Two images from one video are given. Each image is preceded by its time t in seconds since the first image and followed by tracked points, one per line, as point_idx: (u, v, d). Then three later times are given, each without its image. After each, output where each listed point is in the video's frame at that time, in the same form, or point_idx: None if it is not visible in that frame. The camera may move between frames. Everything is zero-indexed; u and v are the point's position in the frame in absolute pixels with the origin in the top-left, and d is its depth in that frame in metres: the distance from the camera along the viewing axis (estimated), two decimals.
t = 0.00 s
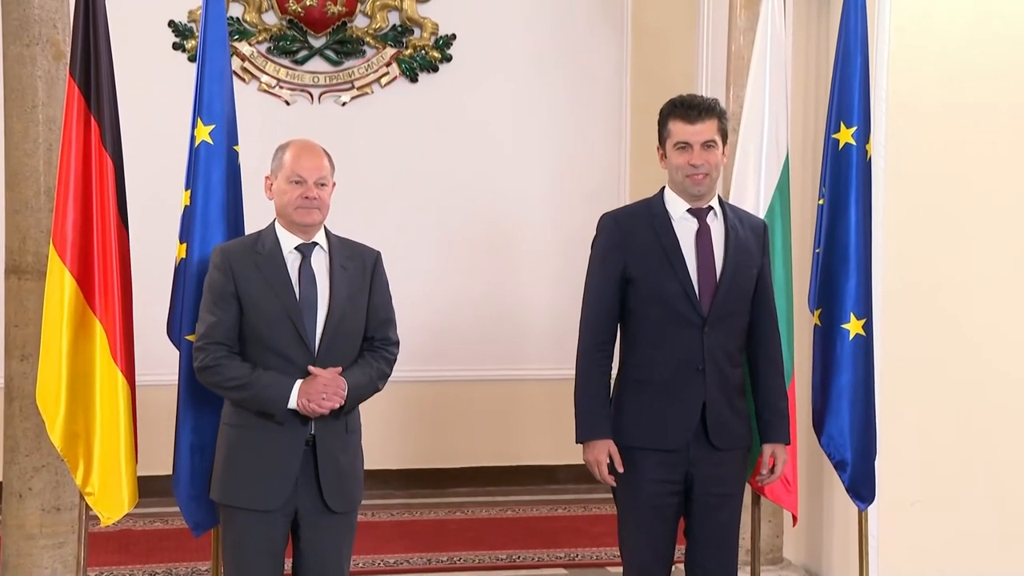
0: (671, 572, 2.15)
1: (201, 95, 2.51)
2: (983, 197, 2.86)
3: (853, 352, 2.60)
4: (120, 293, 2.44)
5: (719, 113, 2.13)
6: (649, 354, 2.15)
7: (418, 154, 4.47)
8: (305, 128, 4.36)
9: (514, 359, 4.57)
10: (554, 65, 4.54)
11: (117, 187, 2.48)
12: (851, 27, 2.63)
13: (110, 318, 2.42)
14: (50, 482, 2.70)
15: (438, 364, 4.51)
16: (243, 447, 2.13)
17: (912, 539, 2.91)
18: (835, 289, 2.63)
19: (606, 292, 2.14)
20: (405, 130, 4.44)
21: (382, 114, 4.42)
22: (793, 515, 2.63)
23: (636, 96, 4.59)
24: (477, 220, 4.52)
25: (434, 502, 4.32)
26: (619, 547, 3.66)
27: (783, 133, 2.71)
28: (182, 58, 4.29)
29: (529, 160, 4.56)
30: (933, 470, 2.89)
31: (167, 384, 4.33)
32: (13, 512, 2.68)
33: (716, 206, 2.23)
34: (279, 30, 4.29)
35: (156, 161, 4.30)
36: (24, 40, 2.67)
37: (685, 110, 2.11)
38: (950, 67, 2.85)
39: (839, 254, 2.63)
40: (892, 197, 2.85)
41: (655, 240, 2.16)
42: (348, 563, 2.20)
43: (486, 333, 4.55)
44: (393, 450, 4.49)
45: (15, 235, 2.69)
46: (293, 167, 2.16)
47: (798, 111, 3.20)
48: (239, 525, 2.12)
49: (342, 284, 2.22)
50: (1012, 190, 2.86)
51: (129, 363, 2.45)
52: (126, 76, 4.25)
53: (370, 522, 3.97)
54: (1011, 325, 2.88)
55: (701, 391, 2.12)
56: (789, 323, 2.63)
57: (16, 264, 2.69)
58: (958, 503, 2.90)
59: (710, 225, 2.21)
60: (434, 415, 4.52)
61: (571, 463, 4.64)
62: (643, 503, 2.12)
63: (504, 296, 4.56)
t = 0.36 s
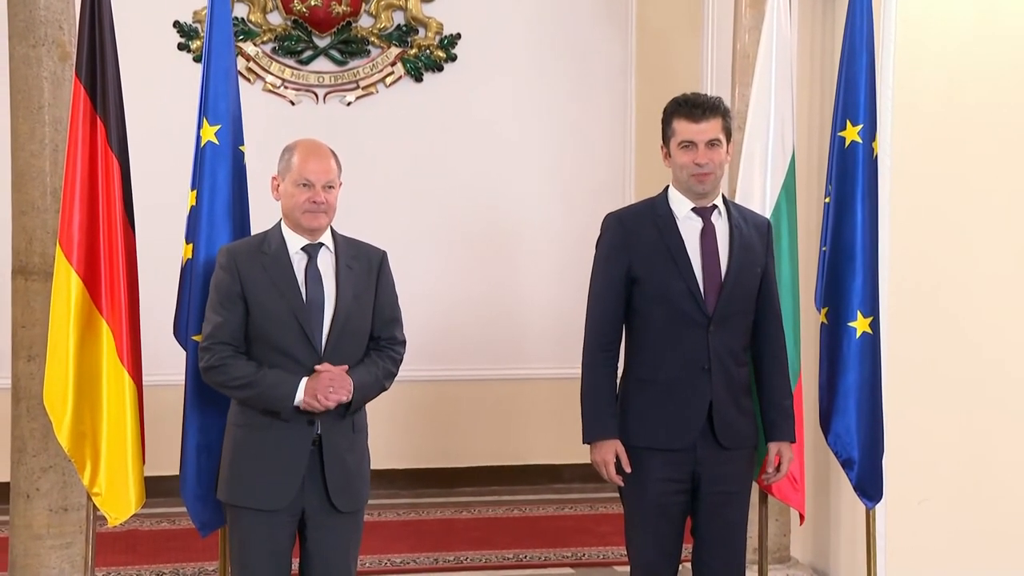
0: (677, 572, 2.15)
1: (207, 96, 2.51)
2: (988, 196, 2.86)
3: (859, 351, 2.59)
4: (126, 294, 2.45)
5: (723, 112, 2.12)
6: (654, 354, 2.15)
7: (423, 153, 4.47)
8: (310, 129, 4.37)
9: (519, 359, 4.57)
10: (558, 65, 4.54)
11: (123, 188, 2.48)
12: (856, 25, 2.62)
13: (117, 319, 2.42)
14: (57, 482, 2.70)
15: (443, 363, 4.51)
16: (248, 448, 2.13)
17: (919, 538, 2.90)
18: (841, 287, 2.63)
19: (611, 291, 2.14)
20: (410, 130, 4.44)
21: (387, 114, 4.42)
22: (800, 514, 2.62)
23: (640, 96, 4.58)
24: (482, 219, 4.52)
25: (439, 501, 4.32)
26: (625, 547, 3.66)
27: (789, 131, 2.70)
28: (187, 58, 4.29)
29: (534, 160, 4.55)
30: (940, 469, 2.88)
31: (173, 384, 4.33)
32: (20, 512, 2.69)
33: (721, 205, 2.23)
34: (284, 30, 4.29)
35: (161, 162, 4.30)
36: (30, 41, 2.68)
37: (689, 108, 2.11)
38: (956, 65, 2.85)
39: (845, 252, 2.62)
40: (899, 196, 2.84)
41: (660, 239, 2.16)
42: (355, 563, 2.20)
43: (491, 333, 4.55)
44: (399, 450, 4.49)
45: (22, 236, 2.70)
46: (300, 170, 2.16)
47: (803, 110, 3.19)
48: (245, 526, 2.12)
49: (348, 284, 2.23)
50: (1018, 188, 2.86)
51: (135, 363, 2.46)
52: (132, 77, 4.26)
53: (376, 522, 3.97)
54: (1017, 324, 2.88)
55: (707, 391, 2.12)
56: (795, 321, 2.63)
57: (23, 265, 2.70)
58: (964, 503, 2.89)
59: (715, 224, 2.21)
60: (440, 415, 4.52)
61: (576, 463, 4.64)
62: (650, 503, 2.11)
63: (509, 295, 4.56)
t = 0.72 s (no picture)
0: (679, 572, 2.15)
1: (208, 96, 2.51)
2: (991, 195, 2.86)
3: (861, 350, 2.59)
4: (127, 294, 2.44)
5: (724, 112, 2.12)
6: (655, 354, 2.15)
7: (424, 153, 4.47)
8: (311, 129, 4.37)
9: (520, 359, 4.57)
10: (559, 64, 4.54)
11: (123, 188, 2.48)
12: (858, 24, 2.62)
13: (118, 319, 2.42)
14: (58, 482, 2.70)
15: (444, 364, 4.51)
16: (249, 449, 2.13)
17: (921, 538, 2.90)
18: (842, 287, 2.63)
19: (612, 292, 2.14)
20: (410, 130, 4.44)
21: (388, 115, 4.42)
22: (801, 514, 2.62)
23: (641, 96, 4.58)
24: (483, 219, 4.52)
25: (440, 502, 4.32)
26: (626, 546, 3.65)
27: (791, 130, 2.70)
28: (188, 59, 4.29)
29: (534, 160, 4.55)
30: (941, 469, 2.88)
31: (174, 384, 4.33)
32: (21, 512, 2.69)
33: (722, 205, 2.22)
34: (285, 30, 4.29)
35: (162, 162, 4.30)
36: (31, 41, 2.67)
37: (690, 109, 2.11)
38: (957, 65, 2.85)
39: (847, 251, 2.62)
40: (900, 195, 2.85)
41: (661, 239, 2.16)
42: (356, 563, 2.20)
43: (492, 333, 4.55)
44: (399, 450, 4.49)
45: (23, 236, 2.70)
46: (302, 169, 2.16)
47: (805, 110, 3.19)
48: (246, 526, 2.12)
49: (349, 284, 2.23)
50: (1021, 187, 2.86)
51: (136, 363, 2.45)
52: (132, 77, 4.26)
53: (377, 522, 3.97)
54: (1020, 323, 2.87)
55: (709, 391, 2.12)
56: (797, 320, 2.63)
57: (24, 265, 2.70)
58: (966, 503, 2.89)
59: (717, 224, 2.21)
60: (441, 415, 4.52)
61: (577, 463, 4.64)
62: (651, 503, 2.11)
63: (510, 296, 4.56)
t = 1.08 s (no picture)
0: (675, 571, 2.15)
1: (203, 94, 2.50)
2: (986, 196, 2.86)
3: (856, 349, 2.60)
4: (122, 293, 2.44)
5: (721, 112, 2.13)
6: (651, 354, 2.15)
7: (419, 153, 4.46)
8: (306, 128, 4.36)
9: (516, 359, 4.57)
10: (555, 64, 4.54)
11: (119, 187, 2.47)
12: (853, 24, 2.63)
13: (113, 319, 2.42)
14: (52, 482, 2.70)
15: (440, 363, 4.51)
16: (244, 449, 2.13)
17: (915, 537, 2.91)
18: (838, 287, 2.63)
19: (608, 291, 2.14)
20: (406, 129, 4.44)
21: (384, 114, 4.42)
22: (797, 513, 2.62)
23: (637, 96, 4.59)
24: (478, 219, 4.52)
25: (436, 501, 4.31)
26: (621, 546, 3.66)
27: (787, 130, 2.71)
28: (183, 57, 4.28)
29: (530, 159, 4.55)
30: (935, 468, 2.89)
31: (168, 384, 4.32)
32: (15, 512, 2.68)
33: (718, 203, 2.23)
34: (281, 29, 4.28)
35: (157, 161, 4.29)
36: (25, 39, 2.67)
37: (687, 109, 2.11)
38: (952, 65, 2.85)
39: (842, 251, 2.63)
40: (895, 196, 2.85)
41: (656, 240, 2.16)
42: (350, 563, 2.20)
43: (487, 333, 4.55)
44: (395, 450, 4.49)
45: (18, 235, 2.69)
46: (297, 168, 2.16)
47: (800, 110, 3.20)
48: (241, 525, 2.11)
49: (342, 284, 2.22)
50: (1015, 188, 2.87)
51: (131, 363, 2.45)
52: (127, 75, 4.25)
53: (372, 522, 3.97)
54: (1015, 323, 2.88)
55: (704, 391, 2.12)
56: (792, 320, 2.63)
57: (18, 264, 2.69)
58: (961, 502, 2.90)
59: (712, 225, 2.21)
60: (436, 415, 4.51)
61: (572, 463, 4.64)
62: (647, 502, 2.11)
63: (505, 295, 4.56)
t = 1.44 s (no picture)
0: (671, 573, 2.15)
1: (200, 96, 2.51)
2: (981, 197, 2.86)
3: (852, 351, 2.60)
4: (118, 296, 2.44)
5: (713, 116, 2.12)
6: (648, 355, 2.15)
7: (416, 154, 4.46)
8: (304, 130, 4.37)
9: (513, 360, 4.57)
10: (551, 65, 4.54)
11: (115, 189, 2.47)
12: (848, 26, 2.64)
13: (109, 321, 2.42)
14: (48, 484, 2.70)
15: (437, 365, 4.50)
16: (241, 451, 2.13)
17: (912, 538, 2.91)
18: (834, 288, 2.63)
19: (605, 293, 2.14)
20: (403, 131, 4.44)
21: (381, 116, 4.42)
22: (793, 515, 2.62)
23: (634, 96, 4.59)
24: (475, 220, 4.52)
25: (433, 503, 4.31)
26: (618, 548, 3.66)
27: (782, 132, 2.71)
28: (180, 60, 4.28)
29: (527, 161, 4.55)
30: (932, 469, 2.89)
31: (166, 386, 4.32)
32: (12, 515, 2.68)
33: (716, 207, 2.22)
34: (277, 31, 4.28)
35: (154, 163, 4.29)
36: (22, 41, 2.67)
37: (679, 113, 2.11)
38: (948, 65, 2.85)
39: (838, 252, 2.63)
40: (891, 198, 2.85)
41: (653, 242, 2.16)
42: (346, 566, 2.20)
43: (485, 334, 4.55)
44: (392, 452, 4.49)
45: (14, 237, 2.69)
46: (288, 169, 2.15)
47: (796, 111, 3.20)
48: (236, 528, 2.11)
49: (336, 284, 2.22)
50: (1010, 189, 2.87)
51: (127, 364, 2.45)
52: (124, 78, 4.25)
53: (369, 524, 3.97)
54: (1010, 324, 2.88)
55: (700, 392, 2.12)
56: (789, 322, 2.63)
57: (14, 266, 2.69)
58: (958, 502, 2.90)
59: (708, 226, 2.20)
60: (433, 417, 4.51)
61: (570, 464, 4.64)
62: (644, 504, 2.11)
63: (503, 297, 4.56)
